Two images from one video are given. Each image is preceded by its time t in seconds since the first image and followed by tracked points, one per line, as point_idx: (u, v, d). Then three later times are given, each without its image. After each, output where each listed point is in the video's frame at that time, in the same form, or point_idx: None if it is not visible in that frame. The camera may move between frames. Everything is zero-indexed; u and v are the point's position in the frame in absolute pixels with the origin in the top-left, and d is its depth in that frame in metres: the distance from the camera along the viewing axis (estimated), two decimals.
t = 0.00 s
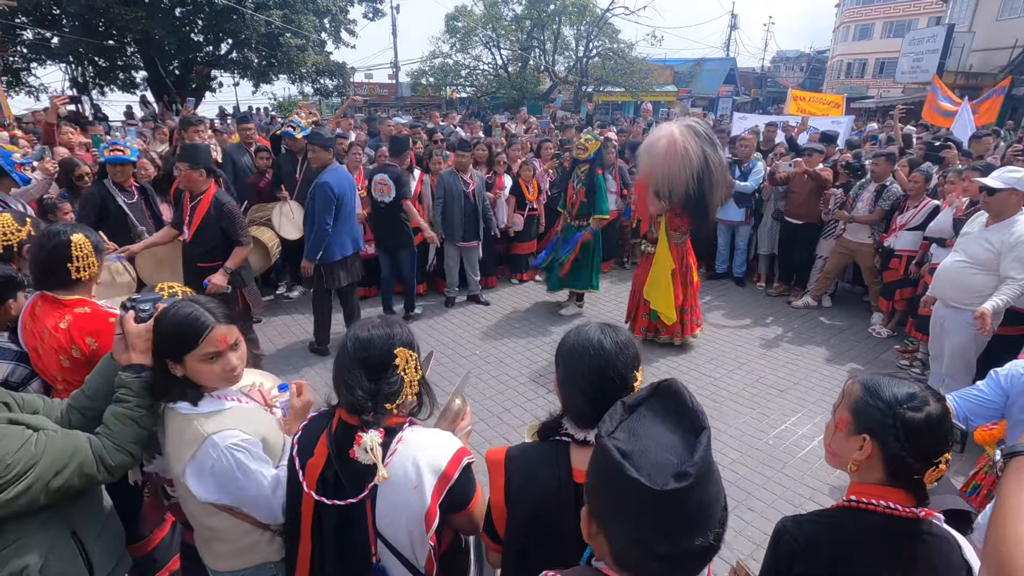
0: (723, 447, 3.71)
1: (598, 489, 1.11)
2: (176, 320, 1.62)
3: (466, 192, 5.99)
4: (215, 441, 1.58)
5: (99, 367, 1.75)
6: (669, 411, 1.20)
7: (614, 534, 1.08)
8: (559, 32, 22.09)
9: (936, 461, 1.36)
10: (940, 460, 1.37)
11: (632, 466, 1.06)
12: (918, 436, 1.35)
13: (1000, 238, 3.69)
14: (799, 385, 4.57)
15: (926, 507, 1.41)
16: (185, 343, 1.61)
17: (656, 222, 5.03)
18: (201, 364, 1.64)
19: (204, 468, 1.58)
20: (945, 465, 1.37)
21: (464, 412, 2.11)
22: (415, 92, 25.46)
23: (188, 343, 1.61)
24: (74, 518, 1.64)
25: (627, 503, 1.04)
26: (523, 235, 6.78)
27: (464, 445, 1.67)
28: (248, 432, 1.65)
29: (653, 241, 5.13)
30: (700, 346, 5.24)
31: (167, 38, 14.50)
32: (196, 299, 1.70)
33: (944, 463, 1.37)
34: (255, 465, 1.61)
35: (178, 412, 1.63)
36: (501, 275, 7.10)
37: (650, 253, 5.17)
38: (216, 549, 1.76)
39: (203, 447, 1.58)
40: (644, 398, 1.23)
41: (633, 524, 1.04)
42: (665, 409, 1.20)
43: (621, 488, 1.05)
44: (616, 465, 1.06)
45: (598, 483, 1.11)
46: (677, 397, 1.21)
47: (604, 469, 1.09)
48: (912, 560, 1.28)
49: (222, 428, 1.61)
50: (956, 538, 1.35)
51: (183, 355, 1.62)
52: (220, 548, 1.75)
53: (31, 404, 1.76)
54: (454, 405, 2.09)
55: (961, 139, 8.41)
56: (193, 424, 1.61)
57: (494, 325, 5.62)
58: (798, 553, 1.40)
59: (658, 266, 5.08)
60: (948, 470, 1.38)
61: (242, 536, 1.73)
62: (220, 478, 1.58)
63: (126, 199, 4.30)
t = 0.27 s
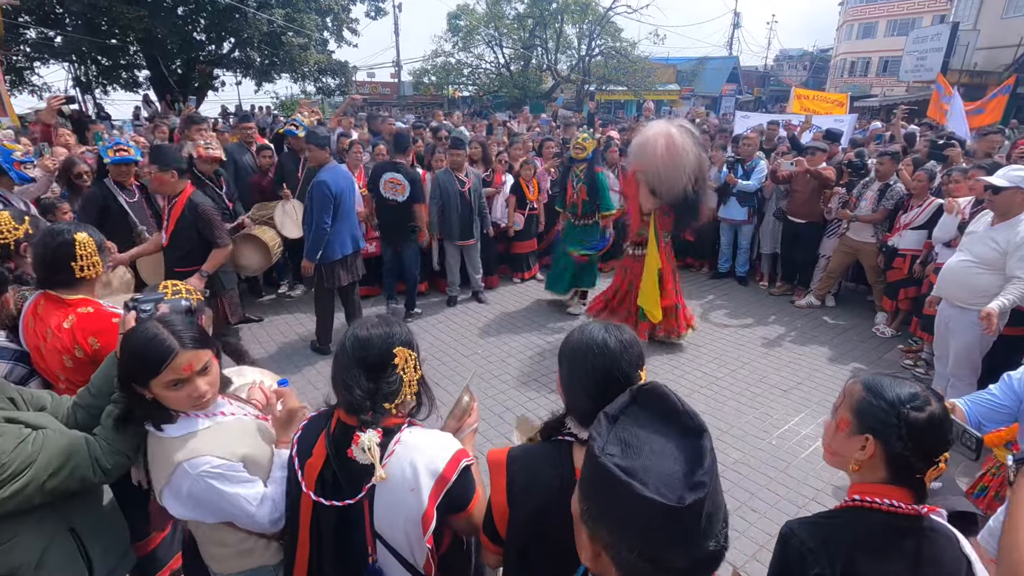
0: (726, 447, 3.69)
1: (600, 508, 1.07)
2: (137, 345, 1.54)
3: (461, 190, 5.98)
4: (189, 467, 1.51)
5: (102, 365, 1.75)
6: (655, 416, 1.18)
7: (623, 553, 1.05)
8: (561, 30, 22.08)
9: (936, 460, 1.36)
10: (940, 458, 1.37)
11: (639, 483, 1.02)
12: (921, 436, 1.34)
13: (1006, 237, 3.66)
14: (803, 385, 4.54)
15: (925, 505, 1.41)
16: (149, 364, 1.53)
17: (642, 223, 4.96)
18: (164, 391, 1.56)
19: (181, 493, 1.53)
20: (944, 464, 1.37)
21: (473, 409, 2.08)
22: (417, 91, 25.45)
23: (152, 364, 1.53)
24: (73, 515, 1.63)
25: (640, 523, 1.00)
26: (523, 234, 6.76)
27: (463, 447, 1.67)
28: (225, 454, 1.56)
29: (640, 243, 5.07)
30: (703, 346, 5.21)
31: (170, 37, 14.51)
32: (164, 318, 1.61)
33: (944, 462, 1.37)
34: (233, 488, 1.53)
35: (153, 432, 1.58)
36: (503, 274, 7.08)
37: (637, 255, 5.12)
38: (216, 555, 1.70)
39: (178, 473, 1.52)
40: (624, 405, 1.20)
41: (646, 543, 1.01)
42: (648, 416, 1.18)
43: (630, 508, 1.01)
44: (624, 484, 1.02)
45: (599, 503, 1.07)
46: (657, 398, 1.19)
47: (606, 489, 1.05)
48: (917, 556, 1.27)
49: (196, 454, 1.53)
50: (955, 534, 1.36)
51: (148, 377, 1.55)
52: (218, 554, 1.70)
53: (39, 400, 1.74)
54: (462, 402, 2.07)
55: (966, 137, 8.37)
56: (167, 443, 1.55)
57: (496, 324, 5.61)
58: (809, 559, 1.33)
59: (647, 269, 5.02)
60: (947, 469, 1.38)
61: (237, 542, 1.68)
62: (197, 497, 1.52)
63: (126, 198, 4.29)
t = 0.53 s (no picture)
0: (730, 447, 3.66)
1: (596, 516, 1.05)
2: (142, 332, 1.53)
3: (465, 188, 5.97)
4: (184, 458, 1.51)
5: (101, 364, 1.74)
6: (647, 420, 1.16)
7: (619, 562, 1.02)
8: (565, 29, 22.03)
9: (938, 465, 1.33)
10: (943, 463, 1.33)
11: (636, 490, 1.00)
12: (922, 440, 1.31)
13: (1014, 236, 3.63)
14: (807, 385, 4.51)
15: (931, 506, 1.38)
16: (152, 353, 1.53)
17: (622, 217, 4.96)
18: (166, 380, 1.55)
19: (173, 486, 1.52)
20: (949, 469, 1.33)
21: (471, 411, 2.06)
22: (421, 90, 25.42)
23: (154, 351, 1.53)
24: (71, 514, 1.62)
25: (639, 532, 0.98)
26: (525, 233, 6.73)
27: (466, 445, 1.64)
28: (219, 450, 1.55)
29: (620, 238, 5.07)
30: (706, 346, 5.19)
31: (174, 36, 14.54)
32: (168, 307, 1.61)
33: (949, 467, 1.33)
34: (227, 486, 1.52)
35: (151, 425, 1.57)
36: (505, 273, 7.06)
37: (619, 251, 5.11)
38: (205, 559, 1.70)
39: (170, 464, 1.51)
40: (615, 410, 1.18)
41: (645, 552, 0.99)
42: (639, 420, 1.16)
43: (627, 516, 0.98)
44: (621, 492, 0.99)
45: (594, 511, 1.05)
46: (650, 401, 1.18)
47: (602, 496, 1.02)
48: (923, 556, 1.25)
49: (190, 447, 1.52)
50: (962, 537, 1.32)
51: (151, 366, 1.54)
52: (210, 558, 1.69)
53: (37, 398, 1.73)
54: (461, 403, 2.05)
55: (972, 136, 8.31)
56: (163, 436, 1.54)
57: (497, 323, 5.59)
58: (813, 560, 1.31)
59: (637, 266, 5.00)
60: (952, 473, 1.34)
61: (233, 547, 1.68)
62: (192, 495, 1.52)
63: (129, 196, 4.28)
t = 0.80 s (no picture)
0: (735, 447, 3.64)
1: (600, 522, 1.04)
2: (156, 322, 1.53)
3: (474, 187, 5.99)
4: (190, 448, 1.51)
5: (104, 361, 1.74)
6: (650, 422, 1.15)
7: (624, 567, 1.02)
8: (570, 26, 21.96)
9: (950, 471, 1.30)
10: (955, 469, 1.30)
11: (642, 496, 0.99)
12: (932, 444, 1.28)
13: (1023, 236, 3.59)
14: (812, 385, 4.48)
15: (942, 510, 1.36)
16: (165, 344, 1.53)
17: (617, 216, 4.90)
18: (178, 370, 1.55)
19: (177, 476, 1.52)
20: (961, 474, 1.31)
21: (469, 406, 2.05)
22: (425, 88, 25.40)
23: (167, 342, 1.53)
24: (73, 510, 1.62)
25: (646, 539, 0.97)
26: (530, 231, 6.71)
27: (475, 439, 1.64)
28: (225, 442, 1.56)
29: (616, 239, 4.98)
30: (710, 345, 5.16)
31: (179, 33, 14.57)
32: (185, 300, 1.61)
33: (962, 473, 1.30)
34: (231, 478, 1.52)
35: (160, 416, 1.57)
36: (509, 271, 7.05)
37: (609, 253, 5.07)
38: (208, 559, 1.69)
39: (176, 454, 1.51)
40: (619, 412, 1.16)
41: (653, 558, 0.98)
42: (642, 422, 1.15)
43: (633, 523, 0.98)
44: (627, 499, 0.98)
45: (599, 517, 1.04)
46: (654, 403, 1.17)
47: (608, 502, 1.01)
48: (934, 560, 1.23)
49: (196, 437, 1.53)
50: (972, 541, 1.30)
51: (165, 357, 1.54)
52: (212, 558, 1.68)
53: (39, 395, 1.74)
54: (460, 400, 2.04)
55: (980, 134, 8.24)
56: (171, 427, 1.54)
57: (501, 321, 5.58)
58: (819, 559, 1.30)
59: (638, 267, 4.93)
60: (964, 478, 1.31)
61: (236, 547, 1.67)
62: (194, 485, 1.52)
63: (134, 193, 4.28)
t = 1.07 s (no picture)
0: (741, 447, 3.63)
1: (616, 522, 1.03)
2: (167, 318, 1.54)
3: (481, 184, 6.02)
4: (198, 444, 1.51)
5: (108, 359, 1.74)
6: (653, 419, 1.14)
7: (644, 567, 1.02)
8: (575, 24, 21.91)
9: (968, 474, 1.29)
10: (973, 473, 1.29)
11: (663, 494, 0.98)
12: (949, 447, 1.27)
13: None
14: (818, 385, 4.46)
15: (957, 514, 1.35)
16: (176, 339, 1.54)
17: (619, 220, 4.78)
18: (190, 365, 1.56)
19: (184, 472, 1.52)
20: (979, 479, 1.29)
21: (473, 404, 2.06)
22: (429, 86, 25.39)
23: (178, 337, 1.54)
24: (77, 509, 1.62)
25: (669, 537, 0.97)
26: (536, 228, 6.69)
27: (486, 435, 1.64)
28: (232, 438, 1.56)
29: (617, 244, 4.85)
30: (715, 344, 5.15)
31: (185, 31, 14.62)
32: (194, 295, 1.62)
33: (980, 477, 1.29)
34: (237, 474, 1.53)
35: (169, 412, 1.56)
36: (513, 269, 7.05)
37: (609, 259, 4.94)
38: (214, 557, 1.69)
39: (185, 450, 1.51)
40: (619, 413, 1.15)
41: (676, 555, 0.98)
42: (644, 421, 1.14)
43: (656, 524, 0.97)
44: (647, 501, 0.97)
45: (615, 518, 1.03)
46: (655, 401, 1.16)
47: (625, 504, 1.00)
48: (948, 561, 1.23)
49: (202, 433, 1.53)
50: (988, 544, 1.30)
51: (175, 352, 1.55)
52: (218, 557, 1.69)
53: (45, 392, 1.76)
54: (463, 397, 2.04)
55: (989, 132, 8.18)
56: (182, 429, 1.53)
57: (506, 320, 5.58)
58: (833, 562, 1.29)
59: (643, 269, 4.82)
60: (982, 482, 1.30)
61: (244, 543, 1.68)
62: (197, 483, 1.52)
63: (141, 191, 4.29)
